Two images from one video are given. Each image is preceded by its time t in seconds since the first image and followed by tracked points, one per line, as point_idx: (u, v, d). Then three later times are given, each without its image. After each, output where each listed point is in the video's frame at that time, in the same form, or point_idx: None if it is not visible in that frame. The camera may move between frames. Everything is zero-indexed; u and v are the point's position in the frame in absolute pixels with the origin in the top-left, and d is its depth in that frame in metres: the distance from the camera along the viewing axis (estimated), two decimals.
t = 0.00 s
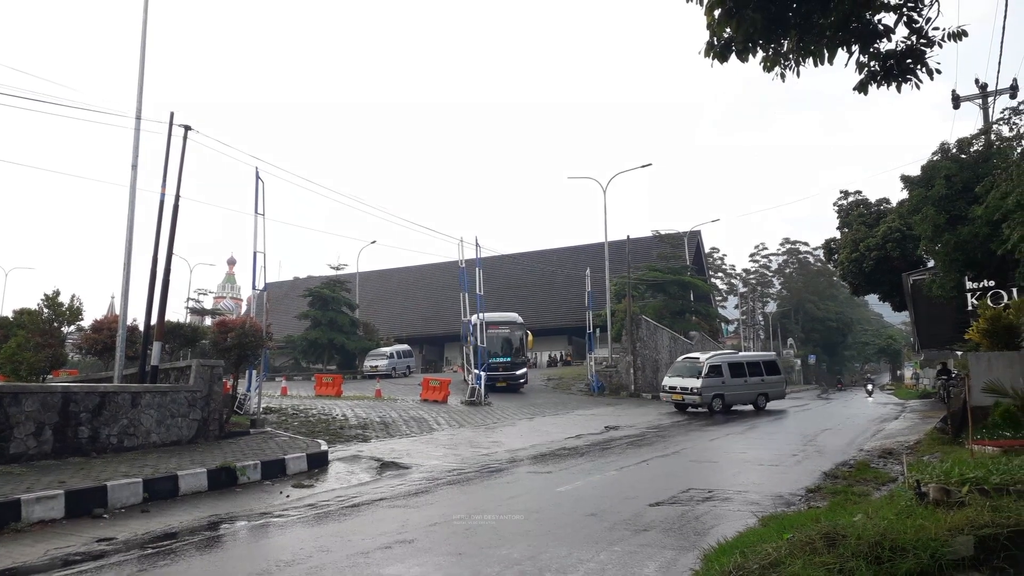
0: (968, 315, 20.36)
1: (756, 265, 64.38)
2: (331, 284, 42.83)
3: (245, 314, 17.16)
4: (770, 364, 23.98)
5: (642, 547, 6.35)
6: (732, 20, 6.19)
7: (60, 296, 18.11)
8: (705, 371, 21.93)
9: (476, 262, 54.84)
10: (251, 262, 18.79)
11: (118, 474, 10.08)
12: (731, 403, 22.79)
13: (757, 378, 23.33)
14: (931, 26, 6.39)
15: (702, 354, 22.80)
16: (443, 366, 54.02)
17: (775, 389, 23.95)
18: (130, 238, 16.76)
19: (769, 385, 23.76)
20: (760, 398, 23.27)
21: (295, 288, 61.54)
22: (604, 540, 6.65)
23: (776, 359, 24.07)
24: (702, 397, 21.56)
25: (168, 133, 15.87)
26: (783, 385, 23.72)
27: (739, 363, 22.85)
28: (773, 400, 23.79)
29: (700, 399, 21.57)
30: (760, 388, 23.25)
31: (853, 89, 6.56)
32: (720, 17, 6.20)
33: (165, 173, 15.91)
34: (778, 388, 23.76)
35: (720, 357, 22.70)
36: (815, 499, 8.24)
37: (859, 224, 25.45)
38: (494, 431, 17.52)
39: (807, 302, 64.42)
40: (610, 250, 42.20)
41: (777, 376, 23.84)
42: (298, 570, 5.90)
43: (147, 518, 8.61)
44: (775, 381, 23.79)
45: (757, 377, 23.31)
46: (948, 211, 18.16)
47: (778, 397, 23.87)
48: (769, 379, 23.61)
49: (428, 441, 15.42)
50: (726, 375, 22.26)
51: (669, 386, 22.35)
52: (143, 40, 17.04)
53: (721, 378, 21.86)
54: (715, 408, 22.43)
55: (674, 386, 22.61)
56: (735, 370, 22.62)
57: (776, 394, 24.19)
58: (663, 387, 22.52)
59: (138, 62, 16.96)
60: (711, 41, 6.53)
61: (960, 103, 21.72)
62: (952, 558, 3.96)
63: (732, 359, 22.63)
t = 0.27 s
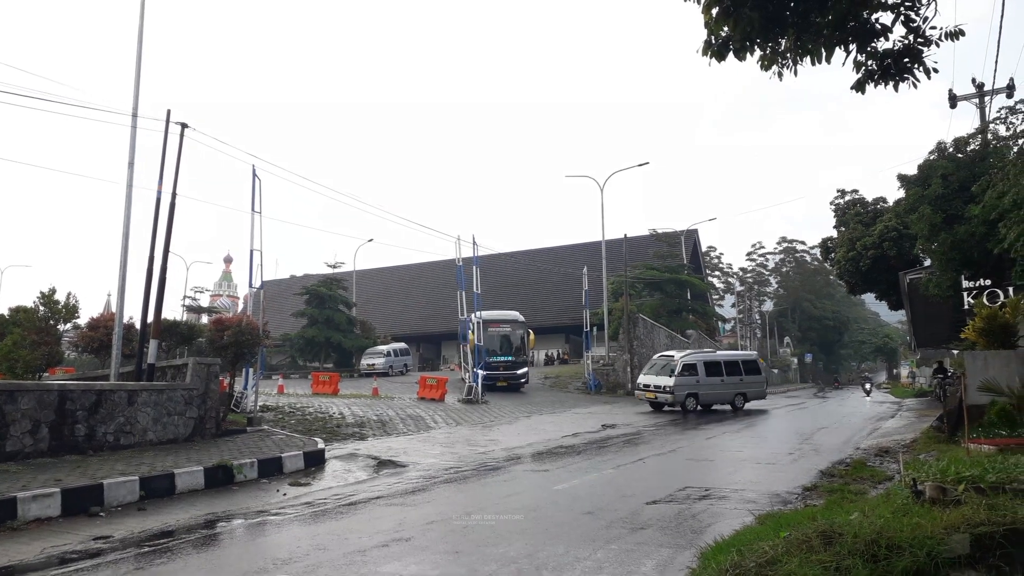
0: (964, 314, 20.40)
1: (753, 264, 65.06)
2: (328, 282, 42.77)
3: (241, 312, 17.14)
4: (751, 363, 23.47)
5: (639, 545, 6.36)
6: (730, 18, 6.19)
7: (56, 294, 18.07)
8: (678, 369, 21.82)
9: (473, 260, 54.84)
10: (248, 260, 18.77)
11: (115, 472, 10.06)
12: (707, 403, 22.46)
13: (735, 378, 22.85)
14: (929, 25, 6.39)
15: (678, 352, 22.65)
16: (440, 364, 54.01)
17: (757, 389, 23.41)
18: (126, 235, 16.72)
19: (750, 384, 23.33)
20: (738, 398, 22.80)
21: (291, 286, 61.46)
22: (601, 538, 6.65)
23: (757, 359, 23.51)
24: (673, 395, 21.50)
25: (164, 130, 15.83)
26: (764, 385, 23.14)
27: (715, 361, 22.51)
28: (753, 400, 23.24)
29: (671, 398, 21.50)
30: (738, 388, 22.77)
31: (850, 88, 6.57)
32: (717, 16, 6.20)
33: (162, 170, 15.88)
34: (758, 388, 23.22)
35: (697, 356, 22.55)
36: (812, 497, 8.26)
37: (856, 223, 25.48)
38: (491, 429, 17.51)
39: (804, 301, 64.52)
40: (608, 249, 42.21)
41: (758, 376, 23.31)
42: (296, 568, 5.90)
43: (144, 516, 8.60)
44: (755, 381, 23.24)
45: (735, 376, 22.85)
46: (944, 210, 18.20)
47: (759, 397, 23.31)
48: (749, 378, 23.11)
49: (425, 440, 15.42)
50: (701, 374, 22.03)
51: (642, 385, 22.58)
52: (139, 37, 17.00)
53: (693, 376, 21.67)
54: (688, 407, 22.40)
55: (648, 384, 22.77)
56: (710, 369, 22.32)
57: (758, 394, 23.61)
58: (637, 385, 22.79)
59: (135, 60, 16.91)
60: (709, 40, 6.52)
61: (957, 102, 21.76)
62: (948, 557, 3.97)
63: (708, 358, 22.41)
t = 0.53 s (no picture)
0: (964, 314, 20.40)
1: (752, 264, 65.12)
2: (328, 282, 42.77)
3: (241, 312, 17.14)
4: (732, 363, 23.18)
5: (639, 545, 6.36)
6: (730, 18, 6.20)
7: (56, 295, 18.07)
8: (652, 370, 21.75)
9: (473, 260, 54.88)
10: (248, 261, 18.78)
11: (115, 472, 10.06)
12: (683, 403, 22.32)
13: (713, 378, 22.60)
14: (928, 26, 6.39)
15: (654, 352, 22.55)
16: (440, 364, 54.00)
17: (738, 389, 23.12)
18: (126, 236, 16.72)
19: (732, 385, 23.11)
20: (717, 398, 22.56)
21: (291, 286, 61.46)
22: (601, 538, 6.65)
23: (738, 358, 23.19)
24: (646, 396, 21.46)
25: (164, 131, 15.83)
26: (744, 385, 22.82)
27: (693, 362, 22.32)
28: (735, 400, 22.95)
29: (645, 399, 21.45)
30: (716, 388, 22.52)
31: (850, 88, 6.57)
32: (717, 16, 6.20)
33: (162, 170, 15.88)
34: (739, 388, 22.94)
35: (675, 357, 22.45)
36: (812, 497, 8.26)
37: (856, 223, 25.48)
38: (491, 430, 17.51)
39: (804, 302, 64.53)
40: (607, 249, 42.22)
41: (739, 376, 23.01)
42: (296, 568, 5.90)
43: (144, 517, 8.60)
44: (736, 381, 22.94)
45: (714, 377, 22.58)
46: (944, 210, 18.22)
47: (740, 397, 23.02)
48: (729, 379, 22.85)
49: (425, 440, 15.42)
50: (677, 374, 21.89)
51: (619, 385, 22.53)
52: (139, 38, 17.01)
53: (668, 377, 21.56)
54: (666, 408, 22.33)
55: (624, 385, 22.71)
56: (687, 369, 22.16)
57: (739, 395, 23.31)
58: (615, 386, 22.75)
59: (135, 61, 16.91)
60: (710, 40, 6.52)
61: (956, 102, 21.76)
62: (947, 556, 3.97)
63: (685, 359, 22.29)
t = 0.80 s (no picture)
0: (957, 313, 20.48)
1: (746, 263, 65.36)
2: (322, 280, 42.67)
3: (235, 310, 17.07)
4: (706, 361, 22.92)
5: (632, 543, 6.36)
6: (724, 18, 6.19)
7: (48, 292, 17.98)
8: (620, 369, 21.65)
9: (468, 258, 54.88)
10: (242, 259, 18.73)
11: (107, 470, 10.02)
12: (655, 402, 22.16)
13: (686, 377, 22.37)
14: (922, 25, 6.40)
15: (625, 351, 22.44)
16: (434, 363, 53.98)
17: (712, 388, 22.87)
18: (119, 234, 16.64)
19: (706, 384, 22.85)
20: (690, 397, 22.35)
21: (285, 284, 61.34)
22: (594, 536, 6.65)
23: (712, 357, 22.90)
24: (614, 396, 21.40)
25: (157, 128, 15.75)
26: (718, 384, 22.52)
27: (664, 361, 22.15)
28: (709, 399, 22.72)
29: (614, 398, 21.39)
30: (689, 387, 22.30)
31: (844, 87, 6.58)
32: (712, 16, 6.19)
33: (155, 168, 15.81)
34: (713, 387, 22.69)
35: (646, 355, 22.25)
36: (805, 495, 8.28)
37: (849, 222, 25.55)
38: (484, 428, 17.50)
39: (797, 300, 64.72)
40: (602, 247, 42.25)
41: (713, 375, 22.75)
42: (289, 567, 5.88)
43: (136, 515, 8.56)
44: (710, 380, 22.67)
45: (687, 376, 22.36)
46: (937, 209, 18.28)
47: (714, 396, 22.77)
48: (702, 378, 22.57)
49: (419, 438, 15.40)
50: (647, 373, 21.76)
51: (589, 384, 22.45)
52: (133, 34, 16.91)
53: (636, 376, 21.46)
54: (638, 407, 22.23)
55: (595, 383, 22.63)
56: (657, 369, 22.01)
57: (715, 393, 23.05)
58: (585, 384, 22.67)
59: (127, 58, 16.83)
60: (704, 39, 6.53)
61: (949, 101, 21.83)
62: (939, 554, 3.99)
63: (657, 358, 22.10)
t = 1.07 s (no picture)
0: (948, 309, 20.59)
1: (739, 259, 65.50)
2: (315, 277, 42.56)
3: (227, 306, 17.02)
4: (678, 358, 22.76)
5: (625, 538, 6.37)
6: (716, 14, 6.18)
7: (40, 289, 17.89)
8: (589, 365, 21.54)
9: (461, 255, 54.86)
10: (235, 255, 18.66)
11: (100, 467, 9.98)
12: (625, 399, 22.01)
13: (657, 373, 22.20)
14: (913, 22, 6.42)
15: (596, 347, 22.32)
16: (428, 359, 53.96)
17: (685, 385, 22.73)
18: (111, 230, 16.55)
19: (677, 380, 22.67)
20: (661, 394, 22.23)
21: (278, 280, 61.17)
22: (588, 531, 6.66)
23: (684, 353, 22.71)
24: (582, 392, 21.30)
25: (149, 124, 15.66)
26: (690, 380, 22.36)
27: (634, 357, 22.01)
28: (681, 395, 22.58)
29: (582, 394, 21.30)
30: (660, 383, 22.17)
31: (835, 83, 6.59)
32: (704, 12, 6.19)
33: (147, 164, 15.72)
34: (684, 383, 22.55)
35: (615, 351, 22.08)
36: (798, 490, 8.32)
37: (842, 218, 25.63)
38: (478, 424, 17.51)
39: (790, 296, 64.98)
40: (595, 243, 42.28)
41: (685, 371, 22.60)
42: (282, 563, 5.87)
43: (129, 512, 8.54)
44: (681, 377, 22.52)
45: (657, 372, 22.21)
46: (929, 205, 18.36)
47: (686, 393, 22.63)
48: (673, 374, 22.39)
49: (412, 434, 15.40)
50: (616, 370, 21.65)
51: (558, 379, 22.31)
52: (123, 29, 16.79)
53: (604, 372, 21.34)
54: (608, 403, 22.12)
55: (565, 379, 22.52)
56: (627, 365, 21.89)
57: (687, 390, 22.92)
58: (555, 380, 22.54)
59: (118, 53, 16.71)
60: (696, 35, 6.52)
61: (941, 98, 21.91)
62: (930, 548, 4.00)
63: (626, 354, 21.93)
